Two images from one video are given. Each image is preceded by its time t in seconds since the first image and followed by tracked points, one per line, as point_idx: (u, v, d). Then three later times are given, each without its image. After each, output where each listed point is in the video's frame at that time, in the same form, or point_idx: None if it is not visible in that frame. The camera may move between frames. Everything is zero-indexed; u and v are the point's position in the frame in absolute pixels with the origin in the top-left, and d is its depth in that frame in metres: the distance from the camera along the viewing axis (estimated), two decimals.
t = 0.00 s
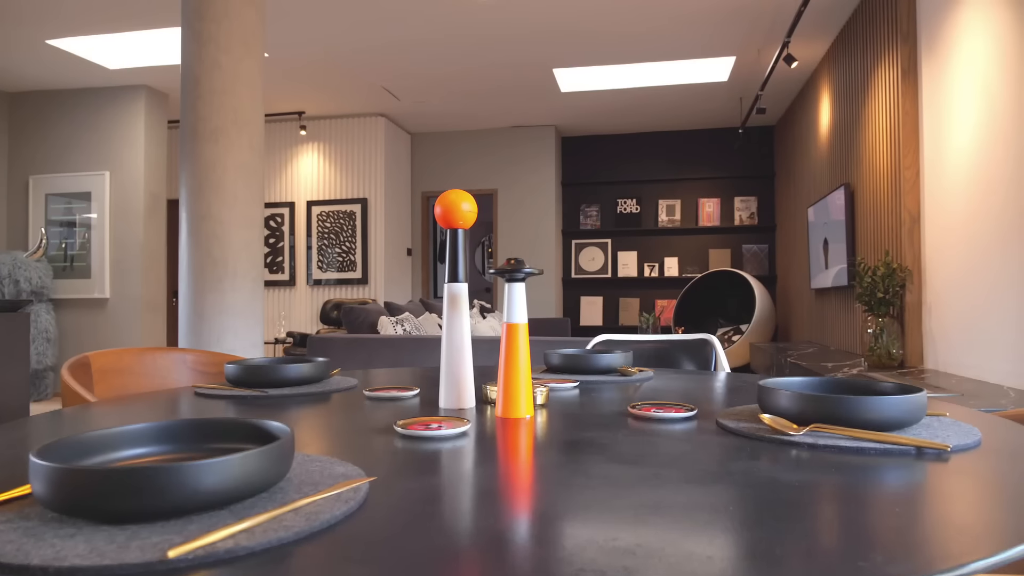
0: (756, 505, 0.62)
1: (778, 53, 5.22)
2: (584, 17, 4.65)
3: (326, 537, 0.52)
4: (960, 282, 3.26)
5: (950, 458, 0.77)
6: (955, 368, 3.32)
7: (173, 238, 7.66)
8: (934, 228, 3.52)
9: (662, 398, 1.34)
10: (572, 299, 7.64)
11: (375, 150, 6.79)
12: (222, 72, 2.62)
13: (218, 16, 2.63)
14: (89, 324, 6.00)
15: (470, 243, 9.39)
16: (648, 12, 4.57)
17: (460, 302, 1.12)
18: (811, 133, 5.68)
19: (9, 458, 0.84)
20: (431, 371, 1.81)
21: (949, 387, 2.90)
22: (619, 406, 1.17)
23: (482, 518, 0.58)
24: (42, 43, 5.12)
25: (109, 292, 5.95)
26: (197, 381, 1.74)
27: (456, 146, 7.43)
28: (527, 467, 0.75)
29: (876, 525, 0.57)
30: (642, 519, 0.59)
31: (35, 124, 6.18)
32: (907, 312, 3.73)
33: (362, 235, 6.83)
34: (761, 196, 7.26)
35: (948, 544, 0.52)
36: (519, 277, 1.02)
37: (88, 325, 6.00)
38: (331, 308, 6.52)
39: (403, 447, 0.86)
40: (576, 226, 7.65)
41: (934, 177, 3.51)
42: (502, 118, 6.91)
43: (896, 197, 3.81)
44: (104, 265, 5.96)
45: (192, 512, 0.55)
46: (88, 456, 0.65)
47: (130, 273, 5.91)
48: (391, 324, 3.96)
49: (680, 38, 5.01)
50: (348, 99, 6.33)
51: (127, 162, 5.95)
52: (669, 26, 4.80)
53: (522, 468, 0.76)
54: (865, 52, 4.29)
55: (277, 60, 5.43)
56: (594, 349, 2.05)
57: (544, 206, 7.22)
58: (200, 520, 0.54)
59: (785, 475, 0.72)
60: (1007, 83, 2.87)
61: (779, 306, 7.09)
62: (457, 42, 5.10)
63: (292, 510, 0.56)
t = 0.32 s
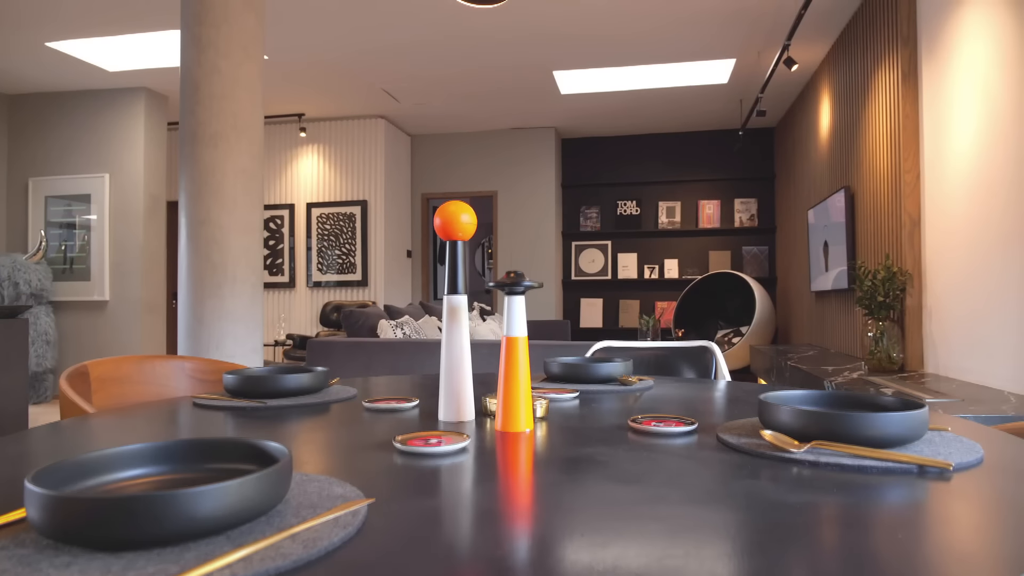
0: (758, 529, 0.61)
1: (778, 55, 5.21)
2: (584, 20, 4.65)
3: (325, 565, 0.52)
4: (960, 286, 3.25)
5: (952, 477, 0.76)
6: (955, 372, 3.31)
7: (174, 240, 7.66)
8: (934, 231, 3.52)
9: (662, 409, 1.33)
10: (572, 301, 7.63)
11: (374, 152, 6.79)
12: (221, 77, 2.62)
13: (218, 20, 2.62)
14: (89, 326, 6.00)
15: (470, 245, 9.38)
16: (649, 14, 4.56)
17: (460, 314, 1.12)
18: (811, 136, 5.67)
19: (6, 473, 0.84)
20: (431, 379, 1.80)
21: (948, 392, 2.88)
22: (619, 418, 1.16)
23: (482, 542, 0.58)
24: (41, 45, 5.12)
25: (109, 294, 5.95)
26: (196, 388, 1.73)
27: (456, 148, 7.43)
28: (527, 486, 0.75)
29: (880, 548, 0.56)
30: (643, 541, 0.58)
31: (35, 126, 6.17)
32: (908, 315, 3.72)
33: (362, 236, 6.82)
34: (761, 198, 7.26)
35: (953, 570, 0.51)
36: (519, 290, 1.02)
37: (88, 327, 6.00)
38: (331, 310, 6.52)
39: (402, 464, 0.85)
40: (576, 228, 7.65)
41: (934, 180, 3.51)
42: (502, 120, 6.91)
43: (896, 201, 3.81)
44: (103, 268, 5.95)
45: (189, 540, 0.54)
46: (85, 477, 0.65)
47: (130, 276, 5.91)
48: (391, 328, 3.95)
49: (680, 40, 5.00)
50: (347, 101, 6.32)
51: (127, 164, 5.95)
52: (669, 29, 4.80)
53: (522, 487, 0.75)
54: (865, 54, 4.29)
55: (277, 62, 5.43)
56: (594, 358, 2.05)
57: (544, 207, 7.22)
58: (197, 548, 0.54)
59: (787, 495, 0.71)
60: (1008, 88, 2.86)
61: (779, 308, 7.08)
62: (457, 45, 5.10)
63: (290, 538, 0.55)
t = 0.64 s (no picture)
0: (765, 563, 0.60)
1: (779, 59, 5.21)
2: (585, 24, 4.64)
3: None
4: (962, 292, 3.25)
5: (958, 505, 0.75)
6: (956, 379, 3.31)
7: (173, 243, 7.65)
8: (935, 237, 3.51)
9: (665, 424, 1.32)
10: (572, 304, 7.63)
11: (374, 155, 6.78)
12: (221, 85, 2.61)
13: (218, 29, 2.62)
14: (89, 330, 5.98)
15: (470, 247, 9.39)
16: (650, 19, 4.55)
17: (460, 332, 1.11)
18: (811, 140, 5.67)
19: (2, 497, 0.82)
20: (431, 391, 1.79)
21: (949, 400, 2.87)
22: (621, 436, 1.16)
23: None
24: (41, 50, 5.11)
25: (108, 298, 5.93)
26: (196, 402, 1.73)
27: (456, 151, 7.42)
28: (529, 515, 0.74)
29: None
30: None
31: (35, 129, 6.16)
32: (909, 322, 3.71)
33: (362, 240, 6.82)
34: (762, 201, 7.25)
35: None
36: (520, 310, 1.00)
37: (88, 332, 5.99)
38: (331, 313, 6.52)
39: (403, 489, 0.85)
40: (576, 231, 7.64)
41: (935, 186, 3.51)
42: (502, 123, 6.90)
43: (896, 206, 3.80)
44: (103, 272, 5.94)
45: None
46: (79, 513, 0.63)
47: (130, 280, 5.90)
48: (391, 333, 3.94)
49: (681, 44, 4.99)
50: (347, 104, 6.31)
51: (126, 168, 5.94)
52: (670, 33, 4.79)
53: (524, 514, 0.74)
54: (865, 59, 4.29)
55: (277, 66, 5.42)
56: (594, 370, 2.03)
57: (545, 211, 7.21)
58: None
59: (793, 525, 0.70)
60: (1009, 95, 2.85)
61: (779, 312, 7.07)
62: (458, 49, 5.09)
63: None
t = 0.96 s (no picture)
0: None
1: (780, 64, 5.19)
2: (586, 29, 4.63)
3: None
4: (964, 299, 3.23)
5: (969, 542, 0.74)
6: (958, 387, 3.29)
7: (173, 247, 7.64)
8: (936, 243, 3.51)
9: (668, 444, 1.31)
10: (572, 307, 7.61)
11: (374, 159, 6.77)
12: (221, 94, 2.59)
13: (217, 37, 2.60)
14: (88, 335, 5.97)
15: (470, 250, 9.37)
16: (651, 24, 4.54)
17: (463, 357, 1.10)
18: (812, 144, 5.66)
19: None
20: (432, 406, 1.78)
21: (953, 409, 2.85)
22: (625, 461, 1.14)
23: None
24: (40, 55, 5.11)
25: (108, 303, 5.93)
26: (196, 418, 1.71)
27: (456, 154, 7.40)
28: (534, 553, 0.73)
29: None
30: None
31: (34, 133, 6.14)
32: (911, 329, 3.69)
33: (362, 244, 6.80)
34: (762, 205, 7.24)
35: None
36: (523, 336, 1.00)
37: (87, 336, 5.97)
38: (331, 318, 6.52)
39: (405, 522, 0.83)
40: (577, 234, 7.63)
41: (937, 192, 3.49)
42: (502, 127, 6.89)
43: (898, 213, 3.79)
44: (103, 276, 5.93)
45: None
46: (75, 557, 0.62)
47: (129, 285, 5.88)
48: (392, 340, 3.92)
49: (681, 49, 4.98)
50: (347, 108, 6.30)
51: (125, 172, 5.92)
52: (671, 38, 4.78)
53: (528, 552, 0.73)
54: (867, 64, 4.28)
55: (277, 71, 5.41)
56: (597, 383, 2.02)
57: (545, 214, 7.20)
58: None
59: (802, 564, 0.69)
60: (1012, 103, 2.84)
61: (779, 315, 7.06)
62: (458, 53, 5.08)
63: None
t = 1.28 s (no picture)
0: None
1: (782, 70, 5.18)
2: (587, 36, 4.62)
3: None
4: (967, 309, 3.22)
5: None
6: (960, 397, 3.28)
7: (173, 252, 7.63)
8: (938, 253, 3.49)
9: (671, 470, 1.30)
10: (572, 312, 7.60)
11: (374, 164, 6.76)
12: (220, 106, 2.56)
13: (216, 49, 2.57)
14: (89, 342, 5.96)
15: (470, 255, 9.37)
16: (652, 30, 4.53)
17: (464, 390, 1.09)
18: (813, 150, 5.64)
19: None
20: (433, 426, 1.77)
21: (955, 421, 2.82)
22: (629, 494, 1.13)
23: None
24: (41, 62, 5.11)
25: (108, 309, 5.92)
26: (195, 440, 1.70)
27: (455, 159, 7.39)
28: None
29: None
30: None
31: (34, 140, 6.13)
32: (913, 338, 3.67)
33: (362, 249, 6.78)
34: (763, 209, 7.23)
35: None
36: (526, 371, 0.99)
37: (88, 344, 5.96)
38: (331, 324, 6.51)
39: (406, 567, 0.82)
40: (577, 239, 7.62)
41: (940, 202, 3.47)
42: (502, 132, 6.88)
43: (900, 222, 3.78)
44: (103, 283, 5.92)
45: None
46: None
47: (129, 292, 5.87)
48: (392, 350, 3.91)
49: (682, 56, 4.97)
50: (347, 114, 6.29)
51: (125, 178, 5.91)
52: (672, 45, 4.77)
53: None
54: (868, 71, 4.26)
55: (277, 78, 5.40)
56: (599, 401, 1.99)
57: (545, 219, 7.18)
58: None
59: None
60: (1015, 114, 2.82)
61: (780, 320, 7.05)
62: (458, 60, 5.08)
63: None
